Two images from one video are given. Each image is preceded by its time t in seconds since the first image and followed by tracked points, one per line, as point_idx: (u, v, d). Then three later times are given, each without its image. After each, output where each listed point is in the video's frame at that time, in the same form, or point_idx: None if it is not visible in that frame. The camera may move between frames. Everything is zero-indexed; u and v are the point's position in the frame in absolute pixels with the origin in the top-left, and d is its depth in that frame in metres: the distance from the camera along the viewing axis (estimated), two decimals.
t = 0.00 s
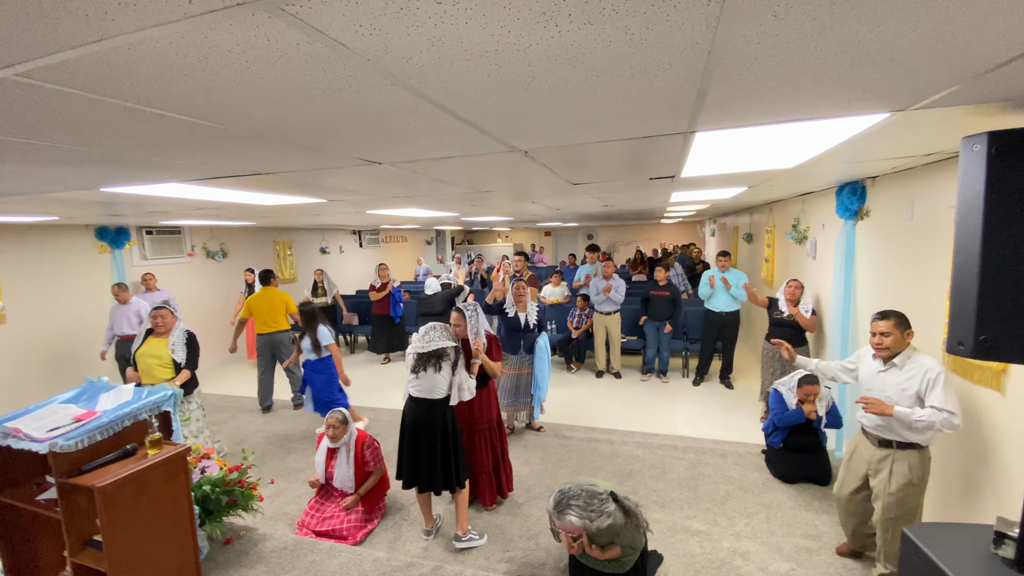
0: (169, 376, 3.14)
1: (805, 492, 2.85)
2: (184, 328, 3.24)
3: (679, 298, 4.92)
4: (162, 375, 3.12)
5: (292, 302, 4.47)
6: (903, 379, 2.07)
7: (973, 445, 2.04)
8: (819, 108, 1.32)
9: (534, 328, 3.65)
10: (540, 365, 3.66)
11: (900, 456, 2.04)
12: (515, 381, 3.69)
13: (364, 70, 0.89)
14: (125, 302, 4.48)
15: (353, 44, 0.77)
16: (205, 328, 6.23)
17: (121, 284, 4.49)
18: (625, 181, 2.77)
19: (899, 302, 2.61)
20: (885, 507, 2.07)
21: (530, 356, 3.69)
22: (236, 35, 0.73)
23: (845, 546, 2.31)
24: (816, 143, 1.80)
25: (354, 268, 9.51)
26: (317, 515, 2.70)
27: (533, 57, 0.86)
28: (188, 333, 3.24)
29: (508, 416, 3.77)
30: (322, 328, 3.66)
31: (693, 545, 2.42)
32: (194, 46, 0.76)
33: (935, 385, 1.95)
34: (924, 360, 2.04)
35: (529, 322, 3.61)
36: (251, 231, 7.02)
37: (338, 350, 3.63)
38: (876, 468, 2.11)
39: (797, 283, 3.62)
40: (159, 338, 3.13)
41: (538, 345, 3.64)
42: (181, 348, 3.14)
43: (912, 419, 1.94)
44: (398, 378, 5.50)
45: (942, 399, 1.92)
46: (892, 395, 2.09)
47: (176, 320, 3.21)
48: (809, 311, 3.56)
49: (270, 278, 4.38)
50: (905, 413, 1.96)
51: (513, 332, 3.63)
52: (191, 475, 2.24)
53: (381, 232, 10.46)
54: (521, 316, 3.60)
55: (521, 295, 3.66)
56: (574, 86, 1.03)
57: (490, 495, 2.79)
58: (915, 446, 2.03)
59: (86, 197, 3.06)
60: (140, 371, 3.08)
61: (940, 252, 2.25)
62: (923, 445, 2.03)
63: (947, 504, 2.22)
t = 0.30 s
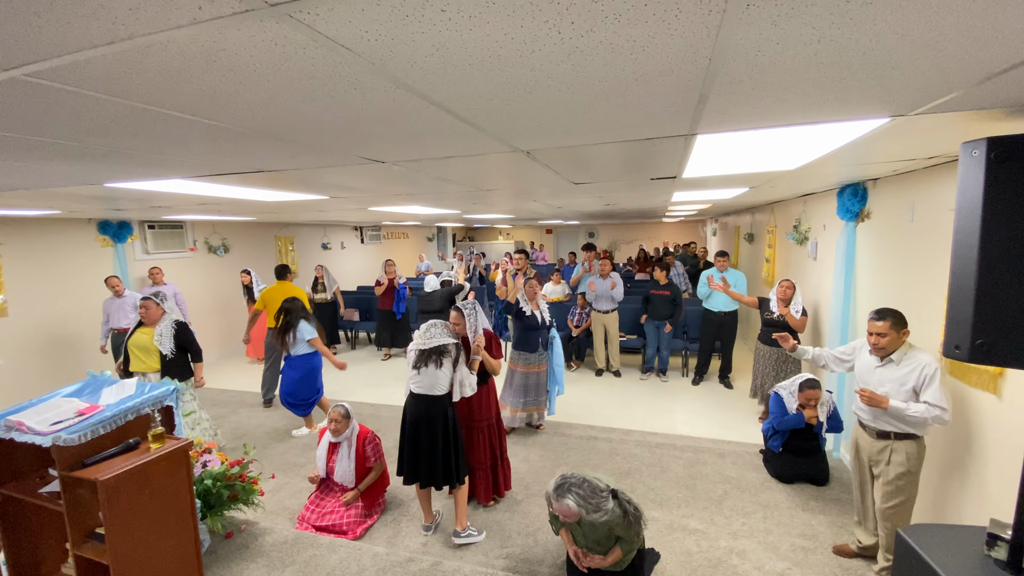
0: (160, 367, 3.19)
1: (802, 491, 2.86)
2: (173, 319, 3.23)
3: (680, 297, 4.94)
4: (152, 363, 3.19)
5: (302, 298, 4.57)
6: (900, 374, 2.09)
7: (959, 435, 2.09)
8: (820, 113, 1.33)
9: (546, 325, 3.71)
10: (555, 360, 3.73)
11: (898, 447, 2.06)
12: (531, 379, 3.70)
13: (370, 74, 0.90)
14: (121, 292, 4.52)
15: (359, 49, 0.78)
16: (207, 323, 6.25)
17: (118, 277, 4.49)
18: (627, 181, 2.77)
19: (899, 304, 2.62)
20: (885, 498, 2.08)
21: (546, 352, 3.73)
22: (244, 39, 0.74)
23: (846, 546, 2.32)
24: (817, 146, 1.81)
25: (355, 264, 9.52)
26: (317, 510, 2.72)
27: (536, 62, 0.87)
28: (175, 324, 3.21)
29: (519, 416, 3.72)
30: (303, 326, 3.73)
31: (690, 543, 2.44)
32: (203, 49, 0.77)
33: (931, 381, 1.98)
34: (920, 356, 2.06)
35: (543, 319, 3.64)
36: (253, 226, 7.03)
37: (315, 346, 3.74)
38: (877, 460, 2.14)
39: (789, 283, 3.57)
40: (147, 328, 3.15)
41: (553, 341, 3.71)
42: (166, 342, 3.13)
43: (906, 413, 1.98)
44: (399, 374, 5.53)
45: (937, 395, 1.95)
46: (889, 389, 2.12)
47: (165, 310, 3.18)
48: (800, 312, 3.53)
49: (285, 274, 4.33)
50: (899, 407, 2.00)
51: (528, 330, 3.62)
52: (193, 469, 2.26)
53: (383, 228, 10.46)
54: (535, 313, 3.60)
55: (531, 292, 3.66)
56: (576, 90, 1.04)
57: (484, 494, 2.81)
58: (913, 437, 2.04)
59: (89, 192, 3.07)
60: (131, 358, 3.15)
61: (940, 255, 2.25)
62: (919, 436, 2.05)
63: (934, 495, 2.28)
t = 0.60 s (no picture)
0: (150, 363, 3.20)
1: (804, 489, 2.87)
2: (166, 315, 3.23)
3: (682, 294, 4.92)
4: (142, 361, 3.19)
5: (309, 293, 4.66)
6: (895, 376, 2.09)
7: (960, 435, 2.10)
8: (828, 112, 1.32)
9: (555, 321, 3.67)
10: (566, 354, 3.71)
11: (896, 448, 2.06)
12: (544, 374, 3.63)
13: (378, 71, 0.91)
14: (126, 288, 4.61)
15: (367, 46, 0.79)
16: (211, 316, 6.28)
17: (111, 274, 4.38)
18: (632, 177, 2.76)
19: (903, 304, 2.61)
20: (884, 497, 2.09)
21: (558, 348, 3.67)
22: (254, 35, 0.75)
23: (847, 544, 2.34)
24: (824, 144, 1.80)
25: (359, 258, 9.53)
26: (320, 502, 2.73)
27: (544, 60, 0.87)
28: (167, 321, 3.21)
29: (540, 412, 3.64)
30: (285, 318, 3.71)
31: (691, 539, 2.45)
32: (215, 45, 0.78)
33: (923, 385, 1.97)
34: (916, 356, 2.04)
35: (555, 316, 3.58)
36: (256, 219, 7.04)
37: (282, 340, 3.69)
38: (875, 458, 2.16)
39: (791, 280, 3.58)
40: (140, 324, 3.17)
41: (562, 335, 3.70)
42: (157, 338, 3.15)
43: (899, 417, 1.99)
44: (402, 368, 5.55)
45: (930, 399, 1.94)
46: (885, 391, 2.12)
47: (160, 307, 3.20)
48: (801, 309, 3.48)
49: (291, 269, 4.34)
50: (892, 410, 2.01)
51: (539, 326, 3.55)
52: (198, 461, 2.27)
53: (386, 223, 10.47)
54: (547, 310, 3.54)
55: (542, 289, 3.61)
56: (583, 88, 1.04)
57: (481, 488, 2.84)
58: (910, 440, 2.03)
59: (95, 186, 3.08)
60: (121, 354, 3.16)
61: (945, 254, 2.24)
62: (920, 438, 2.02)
63: (935, 494, 2.28)
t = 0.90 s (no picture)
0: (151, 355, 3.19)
1: (807, 486, 2.87)
2: (172, 309, 3.25)
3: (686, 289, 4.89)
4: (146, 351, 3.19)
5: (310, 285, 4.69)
6: (903, 376, 2.07)
7: (976, 442, 2.05)
8: (840, 104, 1.30)
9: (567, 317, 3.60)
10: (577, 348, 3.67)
11: (905, 453, 2.05)
12: (556, 371, 3.59)
13: (384, 60, 0.89)
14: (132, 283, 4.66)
15: (375, 34, 0.78)
16: (216, 307, 6.30)
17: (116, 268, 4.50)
18: (638, 170, 2.73)
19: (911, 300, 2.58)
20: (888, 504, 2.08)
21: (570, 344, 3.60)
22: (260, 21, 0.74)
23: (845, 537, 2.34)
24: (834, 138, 1.77)
25: (362, 251, 9.53)
26: (325, 493, 2.74)
27: (554, 49, 0.85)
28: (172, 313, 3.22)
29: (562, 408, 3.62)
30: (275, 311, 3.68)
31: (694, 534, 2.45)
32: (222, 30, 0.77)
33: (932, 383, 1.95)
34: (923, 356, 2.03)
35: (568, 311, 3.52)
36: (261, 211, 7.04)
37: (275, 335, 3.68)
38: (881, 465, 2.13)
39: (802, 276, 3.54)
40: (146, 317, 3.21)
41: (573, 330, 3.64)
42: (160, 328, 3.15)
43: (914, 418, 1.96)
44: (406, 361, 5.56)
45: (942, 396, 1.92)
46: (893, 391, 2.10)
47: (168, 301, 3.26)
48: (813, 306, 3.47)
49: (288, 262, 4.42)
50: (906, 412, 1.98)
51: (553, 323, 3.47)
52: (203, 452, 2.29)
53: (390, 216, 10.45)
54: (561, 305, 3.47)
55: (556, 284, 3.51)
56: (592, 79, 1.02)
57: (485, 481, 2.84)
58: (921, 444, 2.02)
59: (100, 176, 3.08)
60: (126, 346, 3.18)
61: (955, 251, 2.22)
62: (930, 442, 2.02)
63: (949, 499, 2.25)
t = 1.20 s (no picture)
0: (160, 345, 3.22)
1: (810, 485, 2.87)
2: (183, 300, 3.25)
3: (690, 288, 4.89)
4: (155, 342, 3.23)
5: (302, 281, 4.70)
6: (915, 371, 2.06)
7: (973, 434, 2.08)
8: (848, 106, 1.29)
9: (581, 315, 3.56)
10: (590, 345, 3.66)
11: (906, 446, 2.05)
12: (567, 370, 3.55)
13: (394, 60, 0.89)
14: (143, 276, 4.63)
15: (385, 35, 0.78)
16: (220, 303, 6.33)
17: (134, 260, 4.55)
18: (644, 169, 2.72)
19: (916, 301, 2.57)
20: (894, 497, 2.08)
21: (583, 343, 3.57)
22: (271, 22, 0.74)
23: (852, 538, 2.34)
24: (842, 138, 1.76)
25: (366, 248, 9.53)
26: (329, 488, 2.75)
27: (565, 51, 0.85)
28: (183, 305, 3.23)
29: (565, 406, 3.58)
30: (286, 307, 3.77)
31: (697, 533, 2.46)
32: (234, 31, 0.77)
33: (945, 377, 1.95)
34: (935, 352, 2.03)
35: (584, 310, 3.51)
36: (265, 207, 7.05)
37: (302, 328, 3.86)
38: (886, 458, 2.13)
39: (815, 276, 3.55)
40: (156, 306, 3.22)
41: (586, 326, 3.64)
42: (172, 319, 3.16)
43: (924, 411, 1.94)
44: (409, 357, 5.57)
45: (954, 392, 1.92)
46: (902, 385, 2.09)
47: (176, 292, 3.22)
48: (827, 306, 3.51)
49: (280, 258, 4.42)
50: (917, 405, 1.96)
51: (567, 320, 3.48)
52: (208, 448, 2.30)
53: (393, 213, 10.45)
54: (577, 303, 3.46)
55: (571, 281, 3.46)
56: (601, 79, 1.01)
57: (493, 479, 2.85)
58: (921, 436, 2.03)
59: (106, 173, 3.09)
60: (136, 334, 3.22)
61: (962, 251, 2.20)
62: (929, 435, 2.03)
63: (946, 495, 2.27)
